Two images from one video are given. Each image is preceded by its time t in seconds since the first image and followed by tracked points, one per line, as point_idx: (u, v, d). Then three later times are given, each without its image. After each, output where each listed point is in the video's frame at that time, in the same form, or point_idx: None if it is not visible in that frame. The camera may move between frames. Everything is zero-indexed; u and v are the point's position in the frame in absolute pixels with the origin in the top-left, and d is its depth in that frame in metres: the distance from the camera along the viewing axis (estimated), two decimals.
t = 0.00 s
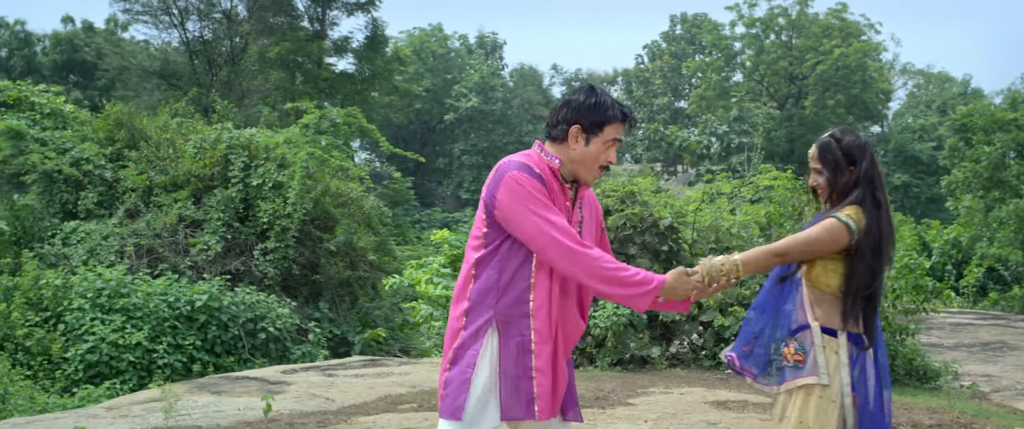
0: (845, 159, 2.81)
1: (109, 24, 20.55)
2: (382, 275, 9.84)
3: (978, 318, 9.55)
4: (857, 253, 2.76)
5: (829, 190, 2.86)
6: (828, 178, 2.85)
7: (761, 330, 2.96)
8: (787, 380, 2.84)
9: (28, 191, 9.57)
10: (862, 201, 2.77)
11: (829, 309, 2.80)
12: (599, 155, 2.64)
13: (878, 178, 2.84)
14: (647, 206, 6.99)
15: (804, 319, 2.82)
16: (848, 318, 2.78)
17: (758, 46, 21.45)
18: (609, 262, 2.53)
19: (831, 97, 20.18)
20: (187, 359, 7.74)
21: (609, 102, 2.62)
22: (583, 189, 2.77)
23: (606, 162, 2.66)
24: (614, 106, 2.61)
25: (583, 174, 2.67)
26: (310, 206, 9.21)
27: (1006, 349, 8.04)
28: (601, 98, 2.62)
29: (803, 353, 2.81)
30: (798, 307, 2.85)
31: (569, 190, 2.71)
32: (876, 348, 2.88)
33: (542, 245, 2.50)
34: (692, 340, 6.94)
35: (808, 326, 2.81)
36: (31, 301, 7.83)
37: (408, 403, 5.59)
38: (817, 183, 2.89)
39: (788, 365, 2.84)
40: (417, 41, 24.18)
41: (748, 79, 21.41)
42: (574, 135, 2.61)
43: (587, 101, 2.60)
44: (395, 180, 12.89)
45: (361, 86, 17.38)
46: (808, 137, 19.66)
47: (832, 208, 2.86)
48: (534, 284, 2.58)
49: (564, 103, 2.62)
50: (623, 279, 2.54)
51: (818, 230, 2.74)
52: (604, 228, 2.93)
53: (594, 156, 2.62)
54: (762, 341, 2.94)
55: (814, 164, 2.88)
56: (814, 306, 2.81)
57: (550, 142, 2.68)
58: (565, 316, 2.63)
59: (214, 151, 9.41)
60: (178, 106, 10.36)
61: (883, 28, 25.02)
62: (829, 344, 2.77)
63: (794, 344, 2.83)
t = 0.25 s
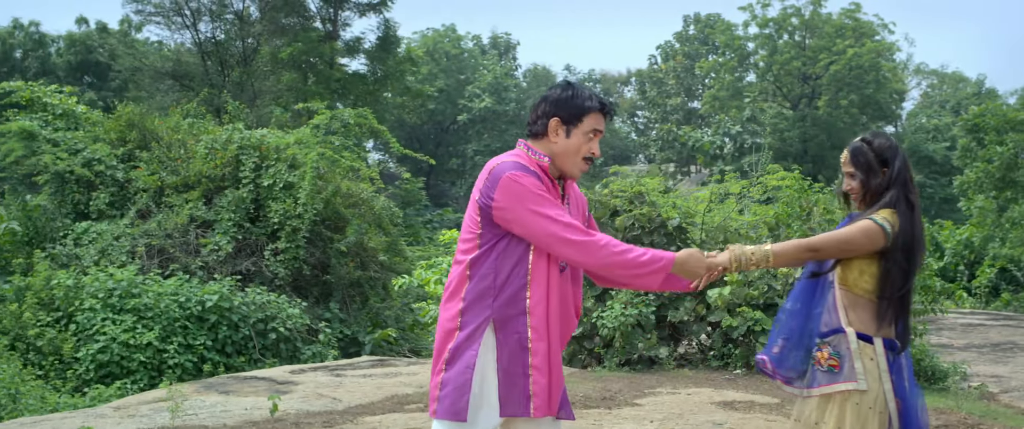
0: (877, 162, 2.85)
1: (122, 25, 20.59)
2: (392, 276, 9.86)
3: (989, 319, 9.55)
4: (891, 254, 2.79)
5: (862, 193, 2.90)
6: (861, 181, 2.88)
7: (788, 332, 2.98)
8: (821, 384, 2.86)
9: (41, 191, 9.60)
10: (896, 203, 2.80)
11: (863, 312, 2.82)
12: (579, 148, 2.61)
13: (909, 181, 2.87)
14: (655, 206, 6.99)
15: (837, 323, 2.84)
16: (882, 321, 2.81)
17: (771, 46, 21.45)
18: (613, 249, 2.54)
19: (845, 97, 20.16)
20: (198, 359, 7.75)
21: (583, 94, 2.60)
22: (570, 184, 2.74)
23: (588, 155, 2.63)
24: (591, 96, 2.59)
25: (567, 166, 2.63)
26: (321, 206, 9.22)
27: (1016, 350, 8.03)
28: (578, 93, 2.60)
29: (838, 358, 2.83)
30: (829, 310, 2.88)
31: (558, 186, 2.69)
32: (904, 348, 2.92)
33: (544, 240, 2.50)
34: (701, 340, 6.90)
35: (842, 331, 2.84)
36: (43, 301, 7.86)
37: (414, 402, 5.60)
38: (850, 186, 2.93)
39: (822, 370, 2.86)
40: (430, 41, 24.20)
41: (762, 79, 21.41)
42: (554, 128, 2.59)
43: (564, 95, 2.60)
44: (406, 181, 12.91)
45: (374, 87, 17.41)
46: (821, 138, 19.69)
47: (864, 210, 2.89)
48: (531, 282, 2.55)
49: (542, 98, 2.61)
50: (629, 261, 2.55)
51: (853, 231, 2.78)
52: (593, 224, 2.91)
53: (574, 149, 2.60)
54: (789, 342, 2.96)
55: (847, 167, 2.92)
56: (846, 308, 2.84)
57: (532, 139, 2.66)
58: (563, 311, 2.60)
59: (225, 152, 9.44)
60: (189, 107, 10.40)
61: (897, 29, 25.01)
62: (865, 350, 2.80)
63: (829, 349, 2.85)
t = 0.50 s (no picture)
0: (903, 172, 2.88)
1: (136, 26, 20.67)
2: (403, 276, 9.88)
3: (1000, 319, 9.53)
4: (910, 262, 2.82)
5: (885, 202, 2.94)
6: (885, 190, 2.91)
7: (806, 332, 3.03)
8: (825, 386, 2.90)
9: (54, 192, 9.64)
10: (919, 213, 2.83)
11: (874, 319, 2.86)
12: (564, 138, 2.60)
13: (935, 193, 2.90)
14: (664, 206, 6.99)
15: (846, 327, 2.89)
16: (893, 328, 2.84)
17: (784, 46, 21.43)
18: (620, 235, 2.56)
19: (858, 96, 20.14)
20: (209, 359, 7.77)
21: (563, 87, 2.60)
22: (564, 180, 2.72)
23: (575, 144, 2.62)
24: (572, 87, 2.59)
25: (556, 158, 2.62)
26: (332, 206, 9.26)
27: None
28: (557, 87, 2.60)
29: (842, 361, 2.87)
30: (843, 313, 2.92)
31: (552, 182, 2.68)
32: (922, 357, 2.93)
33: (552, 231, 2.51)
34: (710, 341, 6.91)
35: (849, 336, 2.88)
36: (55, 301, 7.89)
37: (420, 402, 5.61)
38: (874, 196, 2.96)
39: (826, 372, 2.90)
40: (443, 42, 24.22)
41: (775, 79, 21.40)
42: (537, 120, 2.60)
43: (544, 88, 2.60)
44: (418, 181, 12.94)
45: (386, 87, 17.41)
46: (834, 138, 19.71)
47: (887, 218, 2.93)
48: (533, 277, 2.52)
49: (525, 95, 2.62)
50: (641, 244, 2.58)
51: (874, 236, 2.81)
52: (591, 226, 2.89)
53: (558, 140, 2.59)
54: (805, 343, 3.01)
55: (872, 177, 2.95)
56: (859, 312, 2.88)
57: (520, 137, 2.66)
58: (563, 306, 2.59)
59: (237, 153, 9.47)
60: (201, 107, 10.43)
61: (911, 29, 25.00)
62: (869, 355, 2.83)
63: (835, 352, 2.89)
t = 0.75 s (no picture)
0: (900, 186, 2.81)
1: (147, 27, 20.70)
2: (412, 276, 9.89)
3: (1009, 319, 9.53)
4: (899, 277, 2.77)
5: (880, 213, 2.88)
6: (881, 201, 2.85)
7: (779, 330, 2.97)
8: (790, 385, 2.84)
9: (65, 192, 9.66)
10: (910, 230, 2.78)
11: (851, 326, 2.81)
12: (560, 137, 2.61)
13: (929, 210, 2.84)
14: (671, 207, 6.99)
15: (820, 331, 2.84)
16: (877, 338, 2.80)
17: (796, 46, 21.41)
18: (618, 231, 2.55)
19: (870, 97, 20.13)
20: (217, 360, 7.77)
21: (554, 87, 2.60)
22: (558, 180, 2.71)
23: (568, 143, 2.63)
24: (564, 87, 2.59)
25: (551, 158, 2.64)
26: (341, 207, 9.29)
27: None
28: (548, 87, 2.60)
29: (811, 363, 2.81)
30: (819, 315, 2.87)
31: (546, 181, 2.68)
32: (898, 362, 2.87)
33: (550, 230, 2.51)
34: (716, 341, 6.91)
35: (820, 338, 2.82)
36: (65, 301, 7.91)
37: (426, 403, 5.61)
38: (870, 206, 2.89)
39: (793, 372, 2.84)
40: (454, 42, 24.23)
41: (786, 79, 21.40)
42: (531, 121, 2.60)
43: (534, 90, 2.60)
44: (429, 181, 12.98)
45: (396, 88, 17.37)
46: (846, 139, 19.71)
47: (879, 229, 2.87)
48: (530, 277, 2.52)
49: (516, 95, 2.62)
50: (639, 240, 2.56)
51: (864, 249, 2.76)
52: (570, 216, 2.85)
53: (553, 142, 2.60)
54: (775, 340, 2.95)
55: (869, 186, 2.89)
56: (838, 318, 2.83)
57: (513, 138, 2.66)
58: (561, 305, 2.59)
59: (246, 153, 9.48)
60: (210, 108, 10.45)
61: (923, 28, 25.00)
62: (838, 359, 2.78)
63: (805, 354, 2.83)
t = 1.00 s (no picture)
0: (865, 179, 2.81)
1: (155, 28, 20.78)
2: (417, 276, 9.91)
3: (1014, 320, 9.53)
4: (866, 274, 2.77)
5: (845, 207, 2.87)
6: (845, 193, 2.85)
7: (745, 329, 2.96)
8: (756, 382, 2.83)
9: (71, 192, 9.69)
10: (872, 224, 2.77)
11: (818, 325, 2.81)
12: (540, 138, 2.61)
13: (895, 204, 2.84)
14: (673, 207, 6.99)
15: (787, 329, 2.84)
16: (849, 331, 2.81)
17: (803, 46, 21.42)
18: (602, 229, 2.56)
19: (877, 97, 20.14)
20: (222, 360, 7.79)
21: (533, 88, 2.60)
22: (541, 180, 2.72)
23: (548, 144, 2.63)
24: (542, 89, 2.59)
25: (532, 160, 2.63)
26: (346, 207, 9.33)
27: None
28: (528, 88, 2.60)
29: (778, 360, 2.81)
30: (785, 312, 2.88)
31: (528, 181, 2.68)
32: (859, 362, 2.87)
33: (534, 229, 2.51)
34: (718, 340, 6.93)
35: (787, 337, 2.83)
36: (70, 301, 7.93)
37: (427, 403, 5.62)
38: (834, 196, 2.89)
39: (759, 370, 2.83)
40: (461, 43, 24.26)
41: (793, 80, 21.42)
42: (512, 123, 2.59)
43: (516, 90, 2.60)
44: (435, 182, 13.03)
45: (403, 88, 17.40)
46: (853, 139, 19.73)
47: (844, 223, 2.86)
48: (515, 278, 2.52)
49: (496, 96, 2.62)
50: (622, 236, 2.57)
51: (830, 251, 2.75)
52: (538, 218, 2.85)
53: (533, 143, 2.60)
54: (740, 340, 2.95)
55: (835, 177, 2.89)
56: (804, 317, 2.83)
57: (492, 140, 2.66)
58: (550, 304, 2.59)
59: (251, 153, 9.50)
60: (216, 109, 10.47)
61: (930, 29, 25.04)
62: (805, 355, 2.78)
63: (771, 352, 2.83)
